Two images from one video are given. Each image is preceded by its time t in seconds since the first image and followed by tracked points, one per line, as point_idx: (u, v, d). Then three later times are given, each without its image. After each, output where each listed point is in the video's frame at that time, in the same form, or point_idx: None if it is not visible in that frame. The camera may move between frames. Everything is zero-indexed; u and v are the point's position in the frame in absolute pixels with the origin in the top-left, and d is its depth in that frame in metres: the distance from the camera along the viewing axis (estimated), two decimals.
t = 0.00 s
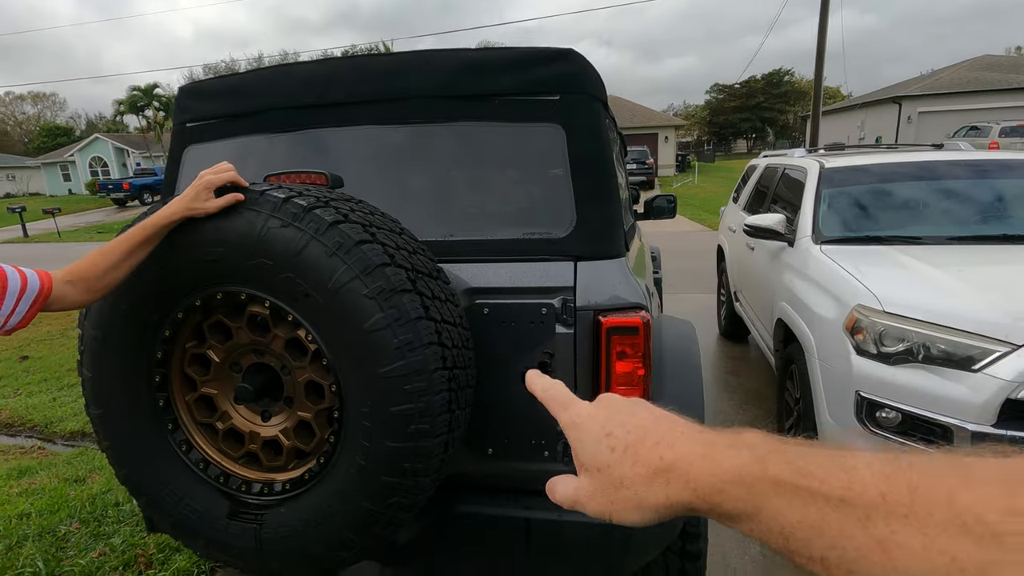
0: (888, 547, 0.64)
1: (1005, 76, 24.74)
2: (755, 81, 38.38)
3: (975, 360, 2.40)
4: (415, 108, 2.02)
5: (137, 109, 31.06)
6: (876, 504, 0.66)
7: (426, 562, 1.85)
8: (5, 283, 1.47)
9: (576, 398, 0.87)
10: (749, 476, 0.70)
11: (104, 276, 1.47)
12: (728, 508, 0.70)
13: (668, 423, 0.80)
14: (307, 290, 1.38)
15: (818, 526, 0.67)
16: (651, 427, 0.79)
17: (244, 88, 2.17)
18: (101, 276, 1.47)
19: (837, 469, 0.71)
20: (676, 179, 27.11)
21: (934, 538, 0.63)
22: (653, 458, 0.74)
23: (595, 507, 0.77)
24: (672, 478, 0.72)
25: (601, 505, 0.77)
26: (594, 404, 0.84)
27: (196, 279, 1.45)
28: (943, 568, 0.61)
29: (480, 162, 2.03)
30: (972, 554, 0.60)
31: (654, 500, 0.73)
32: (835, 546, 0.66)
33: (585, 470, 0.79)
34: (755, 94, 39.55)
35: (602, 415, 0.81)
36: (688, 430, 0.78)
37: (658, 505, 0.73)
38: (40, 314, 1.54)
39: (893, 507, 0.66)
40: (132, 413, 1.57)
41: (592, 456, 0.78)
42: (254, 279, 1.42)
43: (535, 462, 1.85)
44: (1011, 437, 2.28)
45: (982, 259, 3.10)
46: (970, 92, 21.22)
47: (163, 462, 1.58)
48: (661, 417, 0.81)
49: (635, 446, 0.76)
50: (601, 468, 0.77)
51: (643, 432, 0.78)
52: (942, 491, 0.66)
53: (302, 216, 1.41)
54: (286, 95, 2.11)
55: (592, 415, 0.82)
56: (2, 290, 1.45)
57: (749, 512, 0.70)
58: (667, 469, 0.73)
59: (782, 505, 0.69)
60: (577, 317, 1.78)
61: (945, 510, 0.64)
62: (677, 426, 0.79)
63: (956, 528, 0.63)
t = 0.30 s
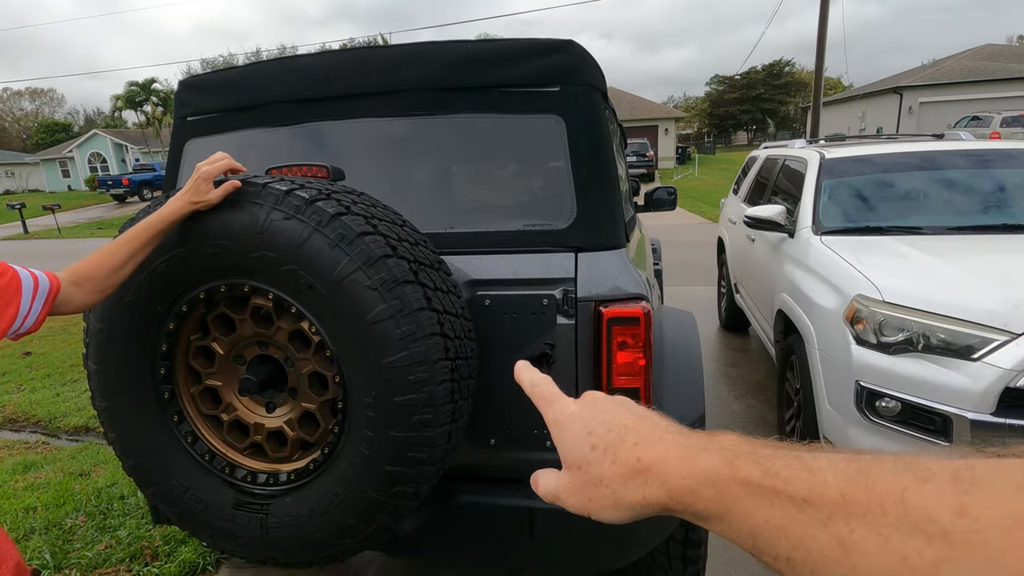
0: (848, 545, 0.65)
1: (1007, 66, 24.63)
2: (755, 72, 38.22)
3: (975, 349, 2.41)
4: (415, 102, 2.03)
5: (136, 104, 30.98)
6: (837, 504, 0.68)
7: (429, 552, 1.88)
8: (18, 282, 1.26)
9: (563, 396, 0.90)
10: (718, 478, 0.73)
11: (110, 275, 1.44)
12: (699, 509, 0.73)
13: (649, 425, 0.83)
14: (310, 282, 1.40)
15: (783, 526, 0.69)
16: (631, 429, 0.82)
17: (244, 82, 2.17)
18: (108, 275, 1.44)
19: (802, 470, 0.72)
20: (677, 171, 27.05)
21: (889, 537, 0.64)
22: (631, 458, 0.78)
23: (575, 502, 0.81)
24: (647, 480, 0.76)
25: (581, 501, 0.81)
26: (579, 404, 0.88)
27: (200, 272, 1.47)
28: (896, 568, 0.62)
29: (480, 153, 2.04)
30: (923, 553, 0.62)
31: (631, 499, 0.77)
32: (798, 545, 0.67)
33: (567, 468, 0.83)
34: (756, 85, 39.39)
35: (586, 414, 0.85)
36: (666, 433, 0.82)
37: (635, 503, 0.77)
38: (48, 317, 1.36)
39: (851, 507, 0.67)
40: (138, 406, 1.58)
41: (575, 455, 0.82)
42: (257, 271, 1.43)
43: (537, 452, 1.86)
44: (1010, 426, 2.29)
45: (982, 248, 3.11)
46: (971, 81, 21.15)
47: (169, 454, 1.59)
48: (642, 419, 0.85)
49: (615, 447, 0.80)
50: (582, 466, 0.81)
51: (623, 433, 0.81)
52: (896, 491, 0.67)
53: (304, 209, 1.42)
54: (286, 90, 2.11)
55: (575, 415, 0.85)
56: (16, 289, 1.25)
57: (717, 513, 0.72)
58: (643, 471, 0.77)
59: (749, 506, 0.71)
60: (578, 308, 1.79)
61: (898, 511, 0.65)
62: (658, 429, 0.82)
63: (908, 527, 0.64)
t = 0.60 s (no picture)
0: (844, 495, 0.64)
1: (1009, 58, 24.49)
2: (755, 65, 38.03)
3: (979, 342, 2.40)
4: (416, 97, 2.01)
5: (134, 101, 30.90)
6: (836, 455, 0.67)
7: (433, 549, 1.87)
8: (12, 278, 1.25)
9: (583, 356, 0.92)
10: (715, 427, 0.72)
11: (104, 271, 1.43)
12: (694, 459, 0.72)
13: (656, 382, 0.82)
14: (311, 279, 1.39)
15: (781, 477, 0.67)
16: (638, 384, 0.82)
17: (242, 78, 2.15)
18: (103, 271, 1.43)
19: (802, 423, 0.72)
20: (677, 165, 26.98)
21: (887, 486, 0.63)
22: (632, 407, 0.78)
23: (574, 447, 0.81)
24: (645, 427, 0.75)
25: (579, 445, 0.81)
26: (594, 358, 0.88)
27: (201, 270, 1.46)
28: (890, 515, 0.62)
29: (480, 148, 2.02)
30: (920, 501, 0.61)
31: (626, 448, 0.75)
32: (793, 494, 0.66)
33: (573, 414, 0.83)
34: (756, 77, 39.21)
35: (598, 365, 0.87)
36: (672, 391, 0.80)
37: (630, 451, 0.75)
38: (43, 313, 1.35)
39: (849, 458, 0.66)
40: (139, 405, 1.58)
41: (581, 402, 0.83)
42: (259, 269, 1.42)
43: (546, 450, 1.86)
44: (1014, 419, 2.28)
45: (985, 240, 3.10)
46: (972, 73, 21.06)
47: (172, 453, 1.59)
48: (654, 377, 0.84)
49: (618, 396, 0.80)
50: (585, 412, 0.81)
51: (629, 385, 0.81)
52: (897, 445, 0.66)
53: (305, 206, 1.40)
54: (285, 85, 2.09)
55: (590, 363, 0.88)
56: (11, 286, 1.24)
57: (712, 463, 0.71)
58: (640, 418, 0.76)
59: (747, 455, 0.69)
60: (580, 304, 1.78)
61: (897, 458, 0.65)
62: (666, 386, 0.81)
63: (907, 475, 0.63)
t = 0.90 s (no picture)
0: (808, 463, 0.67)
1: (1012, 49, 24.36)
2: (756, 58, 37.88)
3: (983, 338, 2.39)
4: (417, 94, 1.99)
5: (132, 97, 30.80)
6: (805, 428, 0.69)
7: (439, 550, 1.87)
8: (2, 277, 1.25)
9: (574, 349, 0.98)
10: (694, 403, 0.77)
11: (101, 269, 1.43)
12: (671, 432, 0.77)
13: (641, 370, 0.89)
14: (313, 281, 1.38)
15: (752, 448, 0.71)
16: (626, 369, 0.90)
17: (241, 76, 2.13)
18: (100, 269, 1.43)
19: (779, 402, 0.75)
20: (677, 158, 26.91)
21: (848, 452, 0.65)
22: (615, 384, 0.86)
23: (555, 425, 0.89)
24: (626, 403, 0.83)
25: (560, 424, 0.89)
26: (584, 345, 0.96)
27: (203, 272, 1.45)
28: (852, 481, 0.63)
29: (481, 146, 2.01)
30: (878, 467, 0.63)
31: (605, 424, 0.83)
32: (762, 466, 0.69)
33: (557, 394, 0.91)
34: (757, 70, 39.03)
35: (585, 352, 0.94)
36: (655, 380, 0.86)
37: (610, 424, 0.83)
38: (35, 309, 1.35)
39: (818, 430, 0.69)
40: (141, 407, 1.57)
41: (566, 384, 0.90)
42: (261, 271, 1.41)
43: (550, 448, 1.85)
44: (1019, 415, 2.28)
45: (987, 235, 3.09)
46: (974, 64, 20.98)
47: (174, 455, 1.58)
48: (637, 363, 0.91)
49: (602, 376, 0.88)
50: (570, 391, 0.89)
51: (613, 368, 0.89)
52: (863, 416, 0.68)
53: (306, 207, 1.39)
54: (286, 82, 2.07)
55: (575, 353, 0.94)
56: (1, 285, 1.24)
57: (686, 434, 0.76)
58: (622, 396, 0.83)
59: (720, 428, 0.74)
60: (584, 303, 1.77)
61: (861, 428, 0.67)
62: (651, 372, 0.88)
63: (867, 445, 0.64)
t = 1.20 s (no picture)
0: (822, 531, 0.65)
1: (1013, 41, 24.26)
2: (756, 51, 37.78)
3: (988, 333, 2.36)
4: (416, 88, 1.96)
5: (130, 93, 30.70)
6: (816, 494, 0.68)
7: (439, 548, 1.85)
8: None
9: (605, 429, 1.02)
10: (712, 466, 0.77)
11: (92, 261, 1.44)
12: (694, 497, 0.77)
13: (663, 434, 0.91)
14: (313, 278, 1.36)
15: (769, 514, 0.69)
16: (645, 437, 0.93)
17: (238, 71, 2.11)
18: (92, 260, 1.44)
19: (787, 463, 0.73)
20: (677, 152, 26.85)
21: (856, 521, 0.63)
22: (638, 456, 0.88)
23: (602, 511, 0.91)
24: (649, 475, 0.84)
25: (605, 509, 0.91)
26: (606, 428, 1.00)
27: (201, 270, 1.42)
28: (860, 551, 0.61)
29: (480, 141, 1.98)
30: (883, 536, 0.61)
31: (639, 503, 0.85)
32: (780, 529, 0.67)
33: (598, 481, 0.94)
34: (756, 63, 38.93)
35: (608, 437, 0.98)
36: (677, 441, 0.87)
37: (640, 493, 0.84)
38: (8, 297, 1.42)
39: (826, 496, 0.67)
40: (139, 407, 1.55)
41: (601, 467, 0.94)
42: (260, 268, 1.39)
43: (549, 445, 1.83)
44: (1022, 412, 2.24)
45: (992, 229, 3.06)
46: (975, 56, 20.89)
47: (174, 455, 1.56)
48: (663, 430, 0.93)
49: (628, 451, 0.90)
50: (604, 474, 0.92)
51: (638, 442, 0.92)
52: (867, 484, 0.67)
53: (305, 203, 1.37)
54: (284, 76, 2.05)
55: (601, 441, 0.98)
56: None
57: (710, 499, 0.75)
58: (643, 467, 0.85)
59: (736, 493, 0.73)
60: (587, 299, 1.75)
61: (868, 495, 0.65)
62: (671, 435, 0.90)
63: (874, 514, 0.63)
